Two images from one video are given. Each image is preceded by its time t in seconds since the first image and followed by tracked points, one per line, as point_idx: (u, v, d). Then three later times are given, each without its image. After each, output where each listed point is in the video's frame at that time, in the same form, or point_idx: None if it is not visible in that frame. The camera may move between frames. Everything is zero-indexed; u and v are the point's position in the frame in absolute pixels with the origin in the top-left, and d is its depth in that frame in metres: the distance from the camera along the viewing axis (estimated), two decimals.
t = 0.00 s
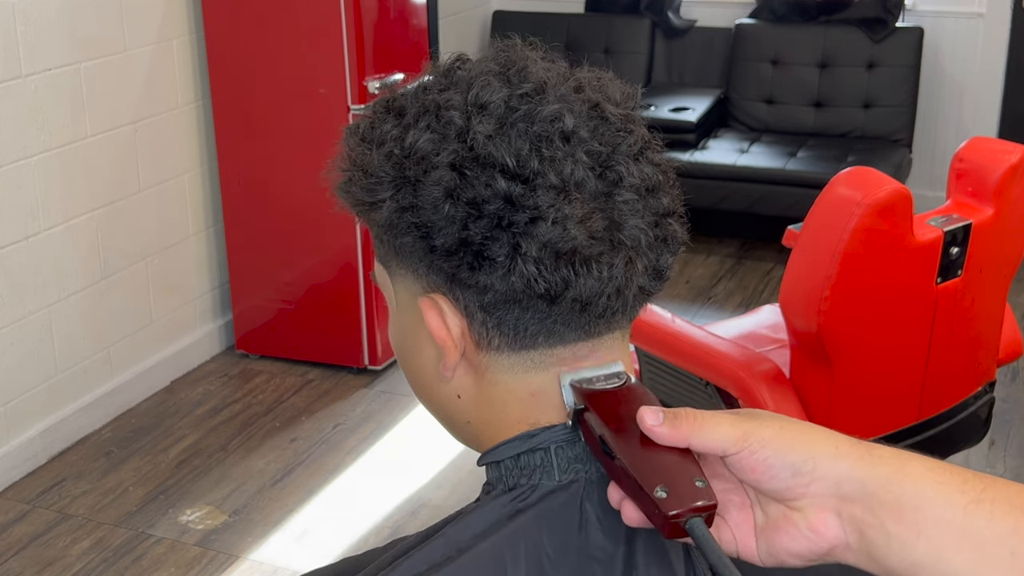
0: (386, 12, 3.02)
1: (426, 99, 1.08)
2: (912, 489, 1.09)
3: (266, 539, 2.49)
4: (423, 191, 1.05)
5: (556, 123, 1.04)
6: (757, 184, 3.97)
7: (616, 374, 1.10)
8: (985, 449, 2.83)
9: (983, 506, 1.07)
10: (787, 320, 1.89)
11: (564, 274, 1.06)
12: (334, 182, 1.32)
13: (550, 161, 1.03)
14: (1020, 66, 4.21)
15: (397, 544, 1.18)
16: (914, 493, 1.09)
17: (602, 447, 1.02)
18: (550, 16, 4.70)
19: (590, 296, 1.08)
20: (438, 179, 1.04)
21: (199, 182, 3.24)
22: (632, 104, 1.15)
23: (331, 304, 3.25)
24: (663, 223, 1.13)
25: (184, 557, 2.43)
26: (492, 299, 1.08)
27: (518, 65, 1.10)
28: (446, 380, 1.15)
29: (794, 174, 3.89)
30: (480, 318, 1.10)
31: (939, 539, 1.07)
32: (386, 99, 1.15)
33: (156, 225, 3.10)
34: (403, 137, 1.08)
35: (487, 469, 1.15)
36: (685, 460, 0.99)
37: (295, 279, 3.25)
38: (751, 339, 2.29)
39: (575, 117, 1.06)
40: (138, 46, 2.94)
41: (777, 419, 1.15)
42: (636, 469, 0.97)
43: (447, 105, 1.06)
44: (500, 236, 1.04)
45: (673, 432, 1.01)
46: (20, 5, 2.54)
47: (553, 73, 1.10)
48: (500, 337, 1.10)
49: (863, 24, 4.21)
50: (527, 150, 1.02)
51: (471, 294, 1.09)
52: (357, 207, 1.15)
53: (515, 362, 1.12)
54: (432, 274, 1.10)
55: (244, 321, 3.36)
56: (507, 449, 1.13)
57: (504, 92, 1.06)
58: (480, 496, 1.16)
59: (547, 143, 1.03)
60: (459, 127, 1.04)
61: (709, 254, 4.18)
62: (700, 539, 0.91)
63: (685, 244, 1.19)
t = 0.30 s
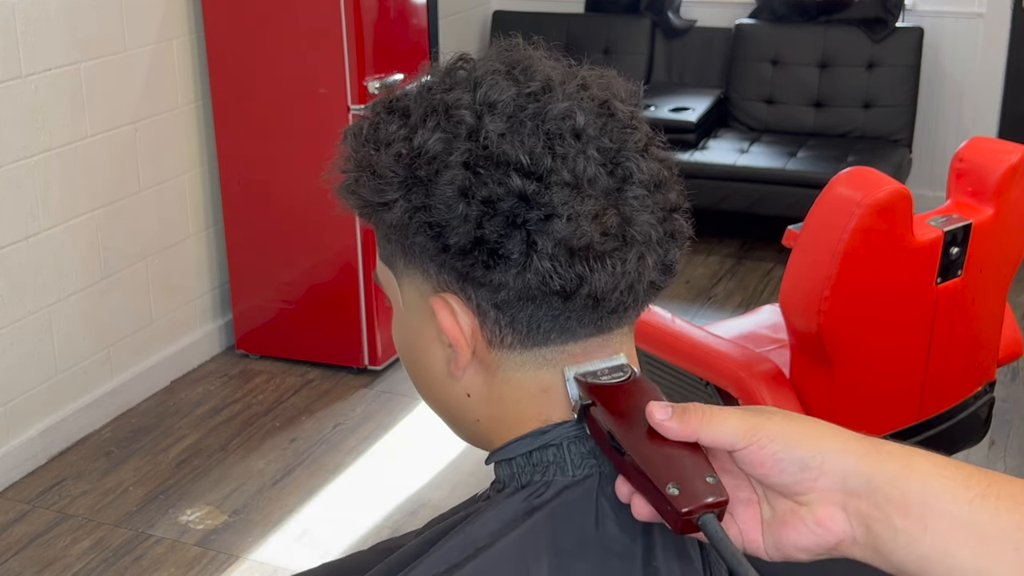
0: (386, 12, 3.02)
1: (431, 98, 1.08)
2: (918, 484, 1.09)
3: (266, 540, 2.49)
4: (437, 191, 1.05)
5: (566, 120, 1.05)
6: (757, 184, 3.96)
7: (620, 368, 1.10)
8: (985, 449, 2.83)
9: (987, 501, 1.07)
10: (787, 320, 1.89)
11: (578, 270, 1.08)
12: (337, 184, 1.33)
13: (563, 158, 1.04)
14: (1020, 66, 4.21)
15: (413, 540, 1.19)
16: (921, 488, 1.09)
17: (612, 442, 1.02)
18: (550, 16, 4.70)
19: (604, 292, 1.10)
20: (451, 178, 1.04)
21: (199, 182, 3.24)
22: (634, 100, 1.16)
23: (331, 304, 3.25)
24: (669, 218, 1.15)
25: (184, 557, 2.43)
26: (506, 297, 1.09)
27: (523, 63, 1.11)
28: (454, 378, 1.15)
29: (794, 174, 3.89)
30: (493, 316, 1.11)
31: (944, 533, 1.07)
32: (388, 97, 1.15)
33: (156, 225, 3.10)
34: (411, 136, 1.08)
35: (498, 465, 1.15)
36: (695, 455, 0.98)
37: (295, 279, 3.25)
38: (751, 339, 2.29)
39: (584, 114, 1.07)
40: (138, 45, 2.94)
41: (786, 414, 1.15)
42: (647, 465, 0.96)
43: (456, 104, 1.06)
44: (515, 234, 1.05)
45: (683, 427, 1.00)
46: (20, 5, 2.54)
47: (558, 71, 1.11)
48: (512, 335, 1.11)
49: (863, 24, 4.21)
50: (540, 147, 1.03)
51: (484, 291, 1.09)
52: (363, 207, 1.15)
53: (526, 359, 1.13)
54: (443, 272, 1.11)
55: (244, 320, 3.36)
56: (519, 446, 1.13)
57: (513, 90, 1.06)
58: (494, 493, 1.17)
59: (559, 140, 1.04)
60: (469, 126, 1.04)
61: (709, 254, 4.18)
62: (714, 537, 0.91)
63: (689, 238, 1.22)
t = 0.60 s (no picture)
0: (386, 12, 3.02)
1: (438, 97, 1.09)
2: (924, 479, 1.09)
3: (266, 540, 2.49)
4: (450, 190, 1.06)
5: (577, 118, 1.06)
6: (757, 184, 3.97)
7: (624, 371, 1.13)
8: (985, 449, 2.83)
9: (993, 496, 1.07)
10: (787, 320, 1.89)
11: (592, 266, 1.09)
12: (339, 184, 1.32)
13: (576, 155, 1.05)
14: (1019, 67, 4.21)
15: (424, 541, 1.20)
16: (927, 482, 1.09)
17: (622, 442, 1.04)
18: (550, 16, 4.70)
19: (617, 287, 1.11)
20: (465, 177, 1.04)
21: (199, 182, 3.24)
22: (636, 98, 1.18)
23: (331, 303, 3.25)
24: (676, 213, 1.16)
25: (184, 557, 2.43)
26: (519, 295, 1.09)
27: (528, 62, 1.11)
28: (464, 377, 1.15)
29: (793, 174, 3.89)
30: (505, 314, 1.11)
31: (950, 528, 1.07)
32: (390, 98, 1.14)
33: (156, 225, 3.10)
34: (420, 135, 1.08)
35: (510, 464, 1.16)
36: (705, 449, 1.01)
37: (295, 279, 3.25)
38: (751, 340, 2.29)
39: (593, 111, 1.08)
40: (137, 46, 2.94)
41: (796, 410, 1.16)
42: (660, 461, 0.99)
43: (466, 103, 1.06)
44: (530, 231, 1.06)
45: (691, 422, 1.03)
46: (20, 5, 2.54)
47: (563, 69, 1.12)
48: (525, 332, 1.11)
49: (863, 24, 4.21)
50: (553, 145, 1.04)
51: (497, 289, 1.10)
52: (370, 208, 1.15)
53: (537, 357, 1.13)
54: (454, 272, 1.11)
55: (245, 320, 3.35)
56: (530, 443, 1.14)
57: (522, 89, 1.07)
58: (505, 490, 1.18)
59: (571, 138, 1.05)
60: (481, 124, 1.05)
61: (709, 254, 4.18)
62: (730, 526, 0.93)
63: (692, 234, 1.23)
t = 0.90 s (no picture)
0: (386, 12, 3.02)
1: (445, 96, 1.09)
2: (931, 470, 1.09)
3: (265, 540, 2.49)
4: (462, 188, 1.06)
5: (587, 116, 1.07)
6: (757, 184, 3.97)
7: (630, 364, 1.13)
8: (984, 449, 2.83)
9: (998, 488, 1.06)
10: (787, 320, 1.89)
11: (604, 263, 1.09)
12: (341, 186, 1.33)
13: (586, 152, 1.05)
14: (1019, 67, 4.22)
15: (429, 542, 1.20)
16: (933, 473, 1.09)
17: (632, 436, 1.04)
18: (550, 16, 4.70)
19: (627, 284, 1.11)
20: (477, 175, 1.04)
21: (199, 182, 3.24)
22: (638, 96, 1.19)
23: (331, 303, 3.25)
24: (681, 209, 1.17)
25: (184, 557, 2.43)
26: (531, 293, 1.09)
27: (532, 62, 1.12)
28: (473, 375, 1.15)
29: (793, 175, 3.90)
30: (516, 312, 1.11)
31: (955, 519, 1.06)
32: (392, 98, 1.14)
33: (156, 225, 3.10)
34: (428, 135, 1.08)
35: (519, 461, 1.18)
36: (714, 442, 1.01)
37: (295, 279, 3.25)
38: (751, 339, 2.29)
39: (601, 109, 1.09)
40: (138, 46, 2.94)
41: (805, 404, 1.18)
42: (671, 455, 0.99)
43: (474, 103, 1.06)
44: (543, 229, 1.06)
45: (700, 415, 1.04)
46: (20, 5, 2.54)
47: (569, 68, 1.12)
48: (535, 330, 1.12)
49: (863, 24, 4.21)
50: (564, 143, 1.04)
51: (508, 288, 1.10)
52: (377, 209, 1.15)
53: (546, 354, 1.13)
54: (464, 270, 1.11)
55: (246, 320, 3.35)
56: (539, 440, 1.16)
57: (530, 87, 1.07)
58: (513, 488, 1.20)
59: (582, 135, 1.06)
60: (491, 123, 1.05)
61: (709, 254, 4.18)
62: (744, 518, 0.93)
63: (695, 230, 1.24)
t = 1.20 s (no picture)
0: (386, 12, 3.02)
1: (448, 96, 1.09)
2: (937, 464, 1.09)
3: (266, 540, 2.49)
4: (469, 187, 1.06)
5: (591, 114, 1.07)
6: (757, 184, 3.97)
7: (637, 363, 1.14)
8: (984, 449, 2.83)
9: (1004, 481, 1.06)
10: (787, 320, 1.89)
11: (611, 259, 1.09)
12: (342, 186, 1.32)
13: (592, 150, 1.06)
14: (1019, 67, 4.22)
15: (434, 542, 1.20)
16: (939, 467, 1.09)
17: (643, 435, 1.05)
18: (550, 16, 4.71)
19: (634, 281, 1.11)
20: (484, 174, 1.05)
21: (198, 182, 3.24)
22: (638, 95, 1.19)
23: (331, 303, 3.25)
24: (682, 206, 1.18)
25: (184, 557, 2.43)
26: (539, 291, 1.09)
27: (533, 61, 1.12)
28: (479, 374, 1.14)
29: (793, 175, 3.90)
30: (522, 311, 1.11)
31: (960, 513, 1.06)
32: (392, 98, 1.14)
33: (156, 225, 3.10)
34: (432, 134, 1.08)
35: (526, 459, 1.18)
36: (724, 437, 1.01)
37: (295, 279, 3.24)
38: (752, 339, 2.29)
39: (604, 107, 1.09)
40: (138, 45, 2.94)
41: (813, 397, 1.17)
42: (682, 451, 0.99)
43: (479, 103, 1.06)
44: (550, 226, 1.06)
45: (708, 411, 1.04)
46: (20, 5, 2.54)
47: (570, 67, 1.13)
48: (542, 327, 1.12)
49: (863, 25, 4.21)
50: (570, 141, 1.05)
51: (516, 287, 1.10)
52: (381, 209, 1.14)
53: (551, 351, 1.13)
54: (470, 269, 1.11)
55: (246, 320, 3.35)
56: (546, 438, 1.16)
57: (533, 87, 1.08)
58: (519, 487, 1.20)
59: (587, 133, 1.06)
60: (496, 122, 1.05)
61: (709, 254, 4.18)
62: (759, 513, 0.93)
63: (697, 228, 1.24)
